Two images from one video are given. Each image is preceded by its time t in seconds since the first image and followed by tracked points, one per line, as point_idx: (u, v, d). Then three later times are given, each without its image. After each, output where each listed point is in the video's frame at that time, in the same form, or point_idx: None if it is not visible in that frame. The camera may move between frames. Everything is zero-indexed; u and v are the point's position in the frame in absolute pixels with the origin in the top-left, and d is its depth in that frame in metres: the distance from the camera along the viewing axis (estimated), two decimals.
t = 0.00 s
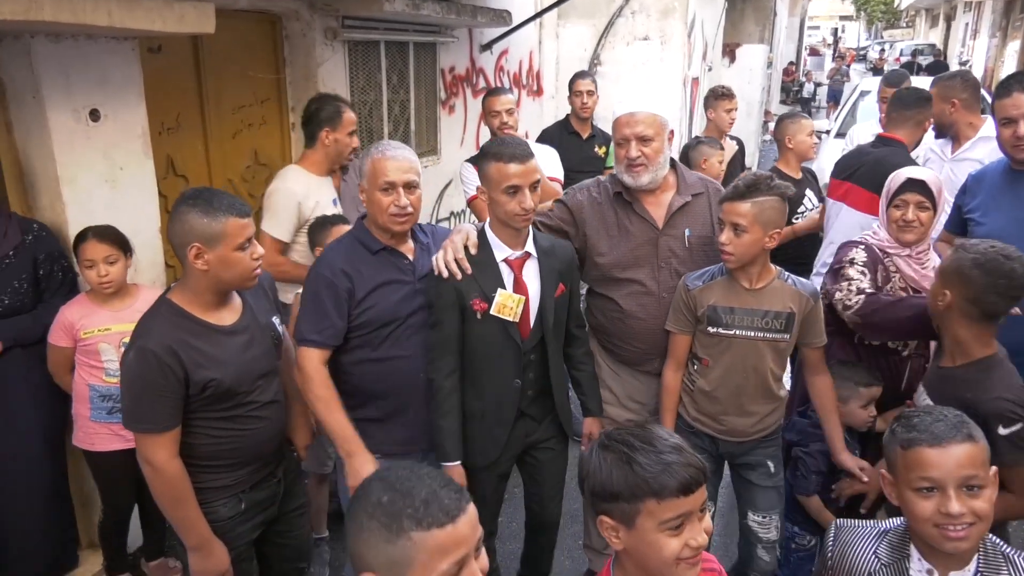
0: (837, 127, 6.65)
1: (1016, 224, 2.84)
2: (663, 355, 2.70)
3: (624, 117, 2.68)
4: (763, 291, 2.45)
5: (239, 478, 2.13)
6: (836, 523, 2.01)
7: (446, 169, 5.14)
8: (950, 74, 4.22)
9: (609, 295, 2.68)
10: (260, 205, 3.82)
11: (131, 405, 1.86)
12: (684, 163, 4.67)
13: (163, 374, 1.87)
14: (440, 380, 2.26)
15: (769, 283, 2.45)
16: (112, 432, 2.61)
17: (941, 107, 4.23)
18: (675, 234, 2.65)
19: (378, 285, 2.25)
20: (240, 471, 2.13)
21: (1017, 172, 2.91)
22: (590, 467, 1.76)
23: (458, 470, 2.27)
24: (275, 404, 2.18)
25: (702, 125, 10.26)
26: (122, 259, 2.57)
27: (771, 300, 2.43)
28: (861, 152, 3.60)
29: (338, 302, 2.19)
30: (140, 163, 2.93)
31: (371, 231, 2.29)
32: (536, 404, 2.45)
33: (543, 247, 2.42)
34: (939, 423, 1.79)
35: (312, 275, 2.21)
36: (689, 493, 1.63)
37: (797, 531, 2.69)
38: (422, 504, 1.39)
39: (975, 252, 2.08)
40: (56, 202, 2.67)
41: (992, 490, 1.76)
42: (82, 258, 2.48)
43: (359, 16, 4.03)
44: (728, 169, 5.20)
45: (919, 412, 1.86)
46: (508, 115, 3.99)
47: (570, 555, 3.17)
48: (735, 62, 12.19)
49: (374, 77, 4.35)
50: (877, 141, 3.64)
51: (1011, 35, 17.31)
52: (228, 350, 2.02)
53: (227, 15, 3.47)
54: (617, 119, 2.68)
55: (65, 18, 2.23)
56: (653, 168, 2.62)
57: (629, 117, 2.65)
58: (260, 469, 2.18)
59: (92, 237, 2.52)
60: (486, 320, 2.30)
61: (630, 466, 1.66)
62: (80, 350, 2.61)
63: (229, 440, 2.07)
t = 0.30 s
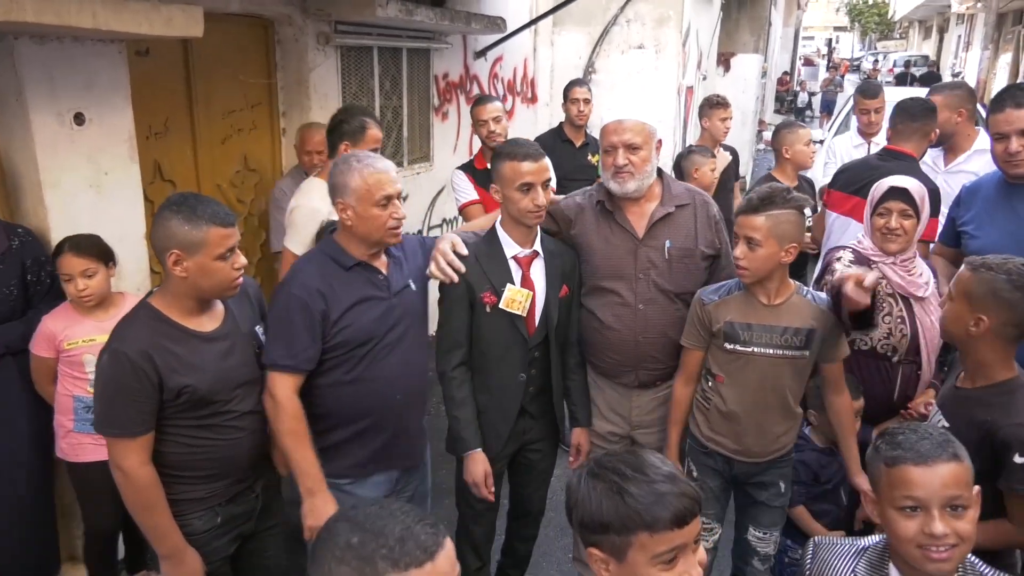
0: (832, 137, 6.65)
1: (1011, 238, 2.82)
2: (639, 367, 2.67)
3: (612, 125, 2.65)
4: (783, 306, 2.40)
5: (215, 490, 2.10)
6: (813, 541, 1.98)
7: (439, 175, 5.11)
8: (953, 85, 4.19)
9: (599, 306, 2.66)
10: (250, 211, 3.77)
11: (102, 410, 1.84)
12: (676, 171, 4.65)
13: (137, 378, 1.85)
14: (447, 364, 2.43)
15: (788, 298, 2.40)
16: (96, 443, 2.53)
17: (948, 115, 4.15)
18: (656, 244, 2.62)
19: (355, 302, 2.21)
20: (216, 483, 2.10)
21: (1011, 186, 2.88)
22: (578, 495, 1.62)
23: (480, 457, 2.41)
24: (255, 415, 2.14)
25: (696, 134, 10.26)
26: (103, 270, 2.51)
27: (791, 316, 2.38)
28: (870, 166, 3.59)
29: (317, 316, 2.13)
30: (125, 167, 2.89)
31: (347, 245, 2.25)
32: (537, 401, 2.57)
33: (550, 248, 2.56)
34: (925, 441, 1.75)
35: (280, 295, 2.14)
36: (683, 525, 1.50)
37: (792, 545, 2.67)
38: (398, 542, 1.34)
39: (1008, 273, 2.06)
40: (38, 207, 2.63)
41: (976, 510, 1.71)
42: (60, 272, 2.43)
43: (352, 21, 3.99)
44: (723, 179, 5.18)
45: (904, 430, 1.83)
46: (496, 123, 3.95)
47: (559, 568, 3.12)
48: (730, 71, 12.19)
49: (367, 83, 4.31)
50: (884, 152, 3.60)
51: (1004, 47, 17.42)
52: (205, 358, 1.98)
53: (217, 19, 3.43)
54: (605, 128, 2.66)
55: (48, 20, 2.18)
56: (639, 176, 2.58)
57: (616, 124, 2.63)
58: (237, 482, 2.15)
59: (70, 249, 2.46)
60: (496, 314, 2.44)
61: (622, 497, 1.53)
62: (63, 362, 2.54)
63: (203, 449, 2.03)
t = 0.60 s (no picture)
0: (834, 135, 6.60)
1: (1013, 240, 2.77)
2: (630, 365, 2.62)
3: (600, 121, 2.61)
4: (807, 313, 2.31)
5: (195, 477, 2.09)
6: (799, 545, 1.97)
7: (438, 170, 5.06)
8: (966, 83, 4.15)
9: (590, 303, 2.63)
10: (245, 205, 3.73)
11: (90, 387, 1.85)
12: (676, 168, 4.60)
13: (125, 361, 1.86)
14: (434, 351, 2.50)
15: (813, 305, 2.31)
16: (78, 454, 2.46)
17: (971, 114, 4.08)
18: (644, 242, 2.58)
19: (342, 305, 2.17)
20: (196, 470, 2.09)
21: (1013, 187, 2.84)
22: (571, 510, 1.57)
23: (453, 431, 2.50)
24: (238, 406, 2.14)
25: (698, 131, 10.21)
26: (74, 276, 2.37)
27: (812, 322, 2.29)
28: (879, 167, 3.57)
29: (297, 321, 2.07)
30: (118, 159, 2.85)
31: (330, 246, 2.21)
32: (531, 394, 2.56)
33: (545, 241, 2.56)
34: (902, 448, 1.72)
35: (262, 295, 2.11)
36: (677, 546, 1.45)
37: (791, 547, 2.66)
38: (391, 553, 1.30)
39: None
40: (29, 199, 2.58)
41: (954, 519, 1.67)
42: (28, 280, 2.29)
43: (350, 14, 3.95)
44: (723, 176, 5.14)
45: (882, 435, 1.80)
46: (492, 119, 3.90)
47: (553, 568, 3.08)
48: (732, 68, 12.13)
49: (365, 76, 4.26)
50: (894, 155, 3.58)
51: (1009, 47, 17.32)
52: (194, 346, 1.99)
53: (211, 10, 3.38)
54: (593, 124, 2.61)
55: (37, 10, 2.13)
56: (628, 173, 2.54)
57: (605, 121, 2.59)
58: (215, 473, 2.13)
59: (39, 255, 2.31)
60: (483, 304, 2.47)
61: (615, 514, 1.48)
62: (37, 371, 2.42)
63: (187, 435, 2.03)
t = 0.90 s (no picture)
0: (847, 132, 6.56)
1: None
2: (628, 362, 2.60)
3: (590, 118, 2.58)
4: (821, 321, 2.22)
5: (186, 491, 2.00)
6: (802, 547, 1.95)
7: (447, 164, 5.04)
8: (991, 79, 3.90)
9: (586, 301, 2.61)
10: (254, 197, 3.73)
11: (75, 405, 1.74)
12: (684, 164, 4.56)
13: (112, 374, 1.75)
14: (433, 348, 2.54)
15: (827, 313, 2.22)
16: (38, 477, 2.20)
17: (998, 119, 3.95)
18: (639, 237, 2.55)
19: (356, 297, 2.16)
20: (187, 484, 1.99)
21: None
22: (571, 517, 1.56)
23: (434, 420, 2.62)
24: (231, 412, 2.05)
25: (710, 126, 10.15)
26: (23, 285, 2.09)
27: (829, 333, 2.20)
28: (888, 164, 3.55)
29: (319, 305, 2.10)
30: (128, 152, 2.86)
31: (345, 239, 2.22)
32: (527, 388, 2.60)
33: (543, 236, 2.58)
34: (897, 457, 1.66)
35: (274, 285, 2.12)
36: (677, 557, 1.43)
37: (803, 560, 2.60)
38: (391, 556, 1.29)
39: None
40: (37, 191, 2.58)
41: (950, 535, 1.60)
42: None
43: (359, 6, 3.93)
44: (734, 172, 5.10)
45: (881, 444, 1.75)
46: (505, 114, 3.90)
47: (558, 565, 3.06)
48: (745, 63, 12.03)
49: (375, 70, 4.25)
50: (902, 151, 3.56)
51: None
52: (185, 355, 1.89)
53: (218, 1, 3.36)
54: (583, 120, 2.59)
55: (43, 1, 2.12)
56: (621, 169, 2.53)
57: (594, 117, 2.56)
58: (207, 484, 2.04)
59: None
60: (478, 296, 2.50)
61: (612, 523, 1.46)
62: None
63: (178, 447, 1.94)
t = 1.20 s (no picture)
0: (856, 131, 6.54)
1: None
2: (625, 362, 2.59)
3: (590, 116, 2.60)
4: (844, 336, 2.16)
5: (172, 516, 1.88)
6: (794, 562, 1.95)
7: (454, 161, 5.03)
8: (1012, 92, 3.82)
9: (582, 300, 2.62)
10: (260, 193, 3.73)
11: (46, 438, 1.60)
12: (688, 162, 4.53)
13: (89, 403, 1.61)
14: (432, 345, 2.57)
15: (850, 327, 2.16)
16: None
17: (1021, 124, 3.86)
18: (637, 237, 2.54)
19: (354, 289, 2.23)
20: (172, 508, 1.87)
21: None
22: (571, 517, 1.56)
23: (444, 417, 2.61)
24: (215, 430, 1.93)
25: (719, 125, 10.11)
26: None
27: (852, 348, 2.15)
28: (879, 163, 3.61)
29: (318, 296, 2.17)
30: (135, 147, 2.87)
31: (343, 233, 2.29)
32: (521, 384, 2.63)
33: (542, 233, 2.60)
34: (891, 485, 1.63)
35: (276, 276, 2.20)
36: (667, 567, 1.42)
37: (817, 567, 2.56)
38: (387, 560, 1.29)
39: None
40: (45, 185, 2.59)
41: (947, 565, 1.58)
42: None
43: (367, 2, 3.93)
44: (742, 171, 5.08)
45: (873, 466, 1.72)
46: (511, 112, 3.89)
47: (562, 564, 3.06)
48: (755, 61, 11.95)
49: (382, 66, 4.25)
50: (894, 149, 3.63)
51: None
52: (165, 374, 1.77)
53: None
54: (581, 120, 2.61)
55: None
56: (620, 167, 2.53)
57: (594, 116, 2.58)
58: (193, 506, 1.92)
59: None
60: (476, 290, 2.53)
61: (604, 528, 1.46)
62: None
63: (162, 472, 1.81)
